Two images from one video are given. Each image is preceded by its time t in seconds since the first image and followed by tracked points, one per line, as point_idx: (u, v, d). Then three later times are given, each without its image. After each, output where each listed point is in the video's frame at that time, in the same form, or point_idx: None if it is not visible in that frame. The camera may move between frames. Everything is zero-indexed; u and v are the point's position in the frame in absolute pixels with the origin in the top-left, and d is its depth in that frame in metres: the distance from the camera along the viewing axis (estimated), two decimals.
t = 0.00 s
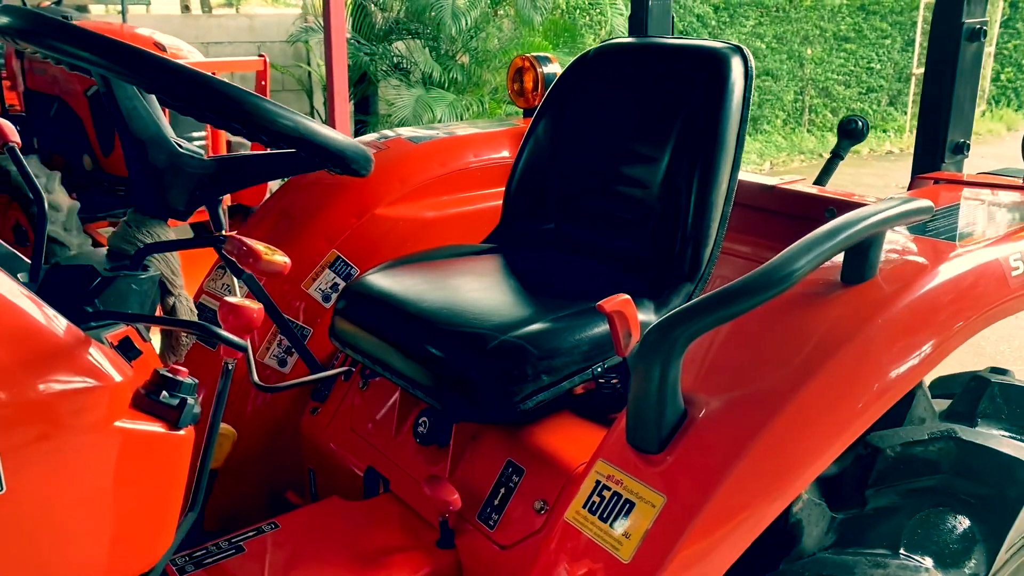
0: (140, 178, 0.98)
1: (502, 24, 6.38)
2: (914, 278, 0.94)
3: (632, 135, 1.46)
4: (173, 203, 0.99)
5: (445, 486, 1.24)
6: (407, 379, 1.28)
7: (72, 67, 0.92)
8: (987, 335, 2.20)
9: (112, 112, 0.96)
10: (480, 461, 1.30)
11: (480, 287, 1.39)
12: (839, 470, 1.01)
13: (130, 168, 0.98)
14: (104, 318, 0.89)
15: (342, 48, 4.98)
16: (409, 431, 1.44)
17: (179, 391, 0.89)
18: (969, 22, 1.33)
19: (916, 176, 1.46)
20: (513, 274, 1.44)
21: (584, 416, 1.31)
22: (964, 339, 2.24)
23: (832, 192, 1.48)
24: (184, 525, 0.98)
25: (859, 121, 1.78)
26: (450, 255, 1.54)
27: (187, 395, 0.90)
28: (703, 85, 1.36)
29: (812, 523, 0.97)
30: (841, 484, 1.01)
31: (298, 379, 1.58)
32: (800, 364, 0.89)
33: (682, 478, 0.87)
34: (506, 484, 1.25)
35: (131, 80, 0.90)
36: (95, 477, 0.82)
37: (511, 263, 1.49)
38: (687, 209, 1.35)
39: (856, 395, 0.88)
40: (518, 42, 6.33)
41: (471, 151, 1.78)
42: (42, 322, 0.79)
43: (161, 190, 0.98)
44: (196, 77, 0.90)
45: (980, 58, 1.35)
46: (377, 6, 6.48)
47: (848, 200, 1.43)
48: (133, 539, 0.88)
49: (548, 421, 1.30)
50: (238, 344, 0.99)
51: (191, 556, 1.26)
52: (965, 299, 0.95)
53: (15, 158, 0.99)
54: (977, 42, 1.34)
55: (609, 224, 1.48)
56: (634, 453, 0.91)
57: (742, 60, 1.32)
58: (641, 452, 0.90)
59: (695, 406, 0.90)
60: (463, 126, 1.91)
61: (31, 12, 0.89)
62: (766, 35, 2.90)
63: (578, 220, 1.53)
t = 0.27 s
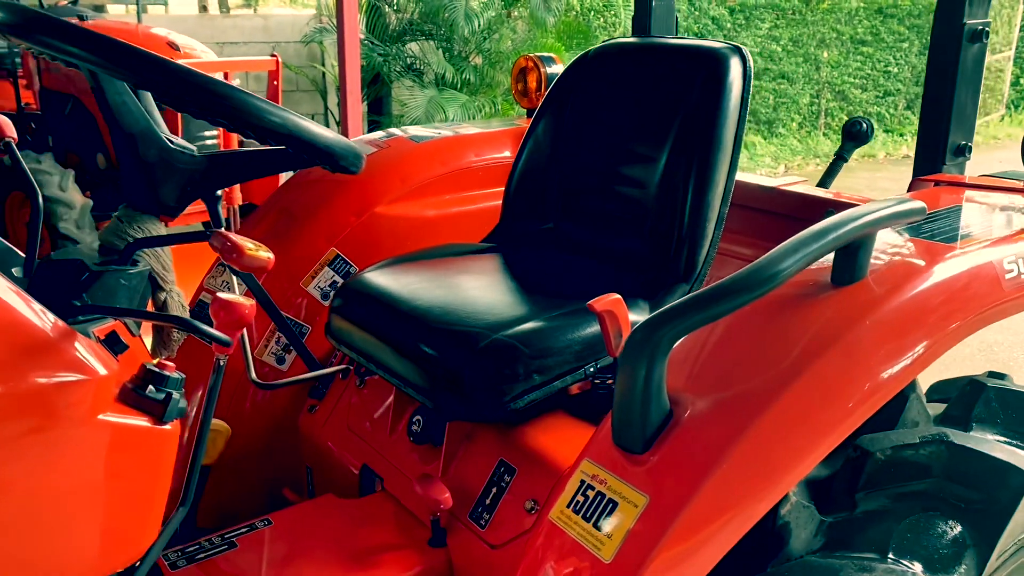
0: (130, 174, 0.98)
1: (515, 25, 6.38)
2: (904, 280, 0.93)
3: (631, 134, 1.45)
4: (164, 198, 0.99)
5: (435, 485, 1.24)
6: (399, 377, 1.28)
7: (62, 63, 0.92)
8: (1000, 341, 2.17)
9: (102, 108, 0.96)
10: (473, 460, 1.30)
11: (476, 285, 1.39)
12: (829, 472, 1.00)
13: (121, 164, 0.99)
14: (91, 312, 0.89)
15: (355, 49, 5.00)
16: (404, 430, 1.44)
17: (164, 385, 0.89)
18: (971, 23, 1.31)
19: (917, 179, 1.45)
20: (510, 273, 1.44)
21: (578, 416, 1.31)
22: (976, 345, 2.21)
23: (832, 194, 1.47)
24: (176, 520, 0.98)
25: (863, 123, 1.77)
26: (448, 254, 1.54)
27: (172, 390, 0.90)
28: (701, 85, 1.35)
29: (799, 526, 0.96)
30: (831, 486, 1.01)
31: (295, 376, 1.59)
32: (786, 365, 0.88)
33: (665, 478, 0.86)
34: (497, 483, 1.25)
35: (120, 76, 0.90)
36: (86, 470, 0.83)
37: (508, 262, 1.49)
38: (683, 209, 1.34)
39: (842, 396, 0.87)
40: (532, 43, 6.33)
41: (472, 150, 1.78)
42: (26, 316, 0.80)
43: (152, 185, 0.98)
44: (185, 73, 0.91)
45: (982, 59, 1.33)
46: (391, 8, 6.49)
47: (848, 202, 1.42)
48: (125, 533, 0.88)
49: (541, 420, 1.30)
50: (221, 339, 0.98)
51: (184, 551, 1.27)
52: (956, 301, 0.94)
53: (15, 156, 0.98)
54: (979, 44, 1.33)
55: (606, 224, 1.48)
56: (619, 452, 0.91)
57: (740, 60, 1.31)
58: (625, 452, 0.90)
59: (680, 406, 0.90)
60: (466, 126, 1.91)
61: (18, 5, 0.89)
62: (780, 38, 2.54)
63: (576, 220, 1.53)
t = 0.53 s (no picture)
0: (126, 170, 0.98)
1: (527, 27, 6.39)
2: (898, 281, 0.93)
3: (631, 134, 1.45)
4: (161, 194, 0.99)
5: (431, 483, 1.23)
6: (396, 375, 1.28)
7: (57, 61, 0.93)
8: (1013, 346, 2.15)
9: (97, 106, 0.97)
10: (469, 459, 1.30)
11: (474, 284, 1.39)
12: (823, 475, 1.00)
13: (117, 162, 0.99)
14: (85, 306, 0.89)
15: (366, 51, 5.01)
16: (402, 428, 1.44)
17: (156, 380, 0.89)
18: (973, 24, 1.30)
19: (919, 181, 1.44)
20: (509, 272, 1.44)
21: (574, 416, 1.31)
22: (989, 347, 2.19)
23: (834, 195, 1.46)
24: (171, 514, 1.00)
25: (868, 124, 1.76)
26: (448, 253, 1.54)
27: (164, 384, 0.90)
28: (701, 86, 1.35)
29: (792, 528, 0.96)
30: (824, 489, 1.00)
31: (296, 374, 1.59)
32: (777, 365, 0.88)
33: (654, 478, 0.86)
34: (493, 482, 1.25)
35: (114, 73, 0.91)
36: (84, 464, 0.83)
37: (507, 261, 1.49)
38: (682, 210, 1.34)
39: (833, 397, 0.87)
40: (543, 45, 6.32)
41: (475, 150, 1.78)
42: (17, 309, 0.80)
43: (149, 182, 0.98)
44: (179, 69, 0.91)
45: (985, 60, 1.32)
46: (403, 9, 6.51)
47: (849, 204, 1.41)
48: (122, 527, 0.89)
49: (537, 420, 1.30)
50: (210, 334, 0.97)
51: (180, 546, 1.27)
52: (950, 303, 0.93)
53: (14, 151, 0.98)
54: (982, 45, 1.32)
55: (606, 224, 1.47)
56: (609, 452, 0.90)
57: (740, 61, 1.31)
58: (615, 451, 0.90)
59: (671, 406, 0.89)
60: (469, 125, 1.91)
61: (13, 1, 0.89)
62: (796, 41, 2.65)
63: (576, 220, 1.53)
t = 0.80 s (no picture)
0: (127, 167, 1.00)
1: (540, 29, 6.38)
2: (895, 281, 0.92)
3: (634, 135, 1.45)
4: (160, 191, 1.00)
5: (429, 481, 1.23)
6: (395, 373, 1.28)
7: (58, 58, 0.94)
8: None
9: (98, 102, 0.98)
10: (468, 458, 1.30)
11: (474, 282, 1.39)
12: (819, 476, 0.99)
13: (116, 158, 1.00)
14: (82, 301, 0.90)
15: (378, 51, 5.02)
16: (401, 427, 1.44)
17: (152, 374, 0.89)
18: (978, 25, 1.29)
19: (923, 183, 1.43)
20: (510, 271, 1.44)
21: (573, 415, 1.30)
22: (1001, 354, 2.21)
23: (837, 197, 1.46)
24: (170, 509, 1.01)
25: (874, 126, 1.75)
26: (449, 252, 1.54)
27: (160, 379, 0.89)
28: (703, 86, 1.35)
29: (786, 530, 0.95)
30: (821, 490, 1.00)
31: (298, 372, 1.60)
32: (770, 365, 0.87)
33: (646, 477, 0.86)
34: (490, 481, 1.25)
35: (114, 69, 0.91)
36: (84, 456, 0.83)
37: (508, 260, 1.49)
38: (683, 210, 1.34)
39: (827, 397, 0.86)
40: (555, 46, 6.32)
41: (479, 149, 1.78)
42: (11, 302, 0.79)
43: (147, 178, 0.99)
44: (177, 66, 0.91)
45: (990, 61, 1.31)
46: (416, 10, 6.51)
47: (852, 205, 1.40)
48: (121, 519, 0.89)
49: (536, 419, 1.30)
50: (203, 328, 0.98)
51: (179, 542, 1.28)
52: (948, 304, 0.93)
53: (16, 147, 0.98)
54: (987, 46, 1.31)
55: (608, 224, 1.47)
56: (603, 451, 0.90)
57: (742, 61, 1.31)
58: (608, 450, 0.90)
59: (664, 405, 0.89)
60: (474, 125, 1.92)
61: None
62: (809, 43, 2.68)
63: (578, 220, 1.53)
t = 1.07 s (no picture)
0: (127, 161, 1.00)
1: (554, 31, 6.38)
2: (892, 280, 0.92)
3: (637, 133, 1.45)
4: (161, 185, 1.01)
5: (427, 478, 1.23)
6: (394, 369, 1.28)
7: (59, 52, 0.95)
8: None
9: (98, 97, 0.99)
10: (467, 455, 1.30)
11: (475, 279, 1.40)
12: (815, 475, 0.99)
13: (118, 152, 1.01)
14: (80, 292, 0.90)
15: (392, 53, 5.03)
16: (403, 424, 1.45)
17: (149, 366, 0.89)
18: (984, 25, 1.29)
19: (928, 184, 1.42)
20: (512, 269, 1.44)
21: (572, 413, 1.30)
22: (1014, 361, 2.22)
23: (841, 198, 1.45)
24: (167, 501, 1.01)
25: (881, 127, 1.74)
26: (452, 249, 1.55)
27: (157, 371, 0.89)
28: (706, 85, 1.34)
29: (781, 528, 0.94)
30: (816, 490, 0.99)
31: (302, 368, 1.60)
32: (764, 363, 0.87)
33: (638, 473, 0.85)
34: (488, 478, 1.25)
35: (114, 63, 0.91)
36: (81, 445, 0.84)
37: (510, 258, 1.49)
38: (685, 209, 1.34)
39: (820, 394, 0.86)
40: (569, 49, 6.32)
41: (485, 148, 1.79)
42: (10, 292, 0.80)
43: (148, 172, 1.00)
44: (177, 61, 0.92)
45: (996, 62, 1.30)
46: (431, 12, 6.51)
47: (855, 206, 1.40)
48: (120, 510, 0.89)
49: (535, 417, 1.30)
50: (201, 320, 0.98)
51: (180, 534, 1.28)
52: (945, 303, 0.92)
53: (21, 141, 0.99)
54: (993, 46, 1.30)
55: (611, 223, 1.47)
56: (597, 446, 0.90)
57: (745, 60, 1.31)
58: (601, 446, 0.90)
59: (658, 401, 0.89)
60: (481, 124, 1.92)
61: None
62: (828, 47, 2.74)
63: (582, 219, 1.53)
